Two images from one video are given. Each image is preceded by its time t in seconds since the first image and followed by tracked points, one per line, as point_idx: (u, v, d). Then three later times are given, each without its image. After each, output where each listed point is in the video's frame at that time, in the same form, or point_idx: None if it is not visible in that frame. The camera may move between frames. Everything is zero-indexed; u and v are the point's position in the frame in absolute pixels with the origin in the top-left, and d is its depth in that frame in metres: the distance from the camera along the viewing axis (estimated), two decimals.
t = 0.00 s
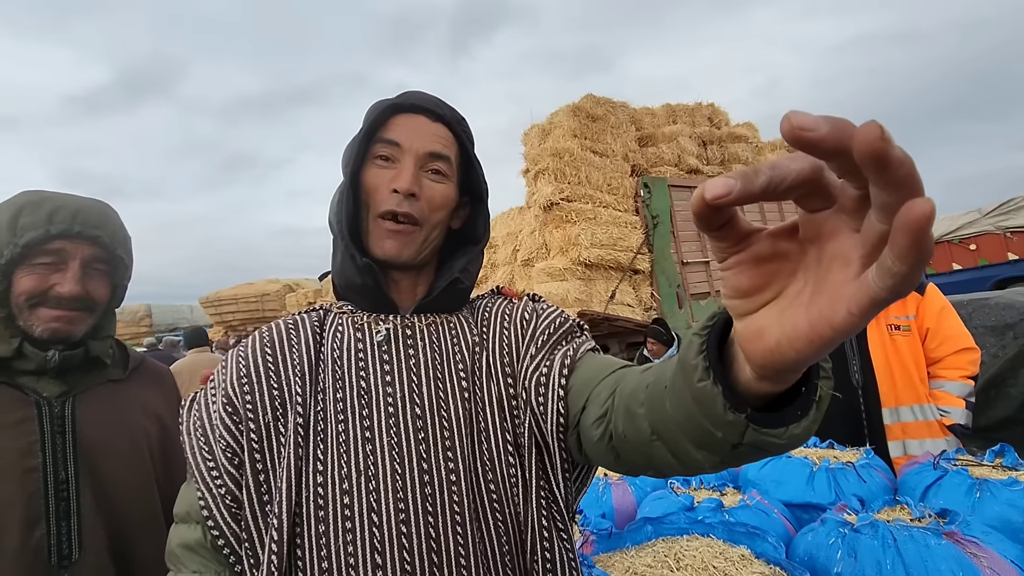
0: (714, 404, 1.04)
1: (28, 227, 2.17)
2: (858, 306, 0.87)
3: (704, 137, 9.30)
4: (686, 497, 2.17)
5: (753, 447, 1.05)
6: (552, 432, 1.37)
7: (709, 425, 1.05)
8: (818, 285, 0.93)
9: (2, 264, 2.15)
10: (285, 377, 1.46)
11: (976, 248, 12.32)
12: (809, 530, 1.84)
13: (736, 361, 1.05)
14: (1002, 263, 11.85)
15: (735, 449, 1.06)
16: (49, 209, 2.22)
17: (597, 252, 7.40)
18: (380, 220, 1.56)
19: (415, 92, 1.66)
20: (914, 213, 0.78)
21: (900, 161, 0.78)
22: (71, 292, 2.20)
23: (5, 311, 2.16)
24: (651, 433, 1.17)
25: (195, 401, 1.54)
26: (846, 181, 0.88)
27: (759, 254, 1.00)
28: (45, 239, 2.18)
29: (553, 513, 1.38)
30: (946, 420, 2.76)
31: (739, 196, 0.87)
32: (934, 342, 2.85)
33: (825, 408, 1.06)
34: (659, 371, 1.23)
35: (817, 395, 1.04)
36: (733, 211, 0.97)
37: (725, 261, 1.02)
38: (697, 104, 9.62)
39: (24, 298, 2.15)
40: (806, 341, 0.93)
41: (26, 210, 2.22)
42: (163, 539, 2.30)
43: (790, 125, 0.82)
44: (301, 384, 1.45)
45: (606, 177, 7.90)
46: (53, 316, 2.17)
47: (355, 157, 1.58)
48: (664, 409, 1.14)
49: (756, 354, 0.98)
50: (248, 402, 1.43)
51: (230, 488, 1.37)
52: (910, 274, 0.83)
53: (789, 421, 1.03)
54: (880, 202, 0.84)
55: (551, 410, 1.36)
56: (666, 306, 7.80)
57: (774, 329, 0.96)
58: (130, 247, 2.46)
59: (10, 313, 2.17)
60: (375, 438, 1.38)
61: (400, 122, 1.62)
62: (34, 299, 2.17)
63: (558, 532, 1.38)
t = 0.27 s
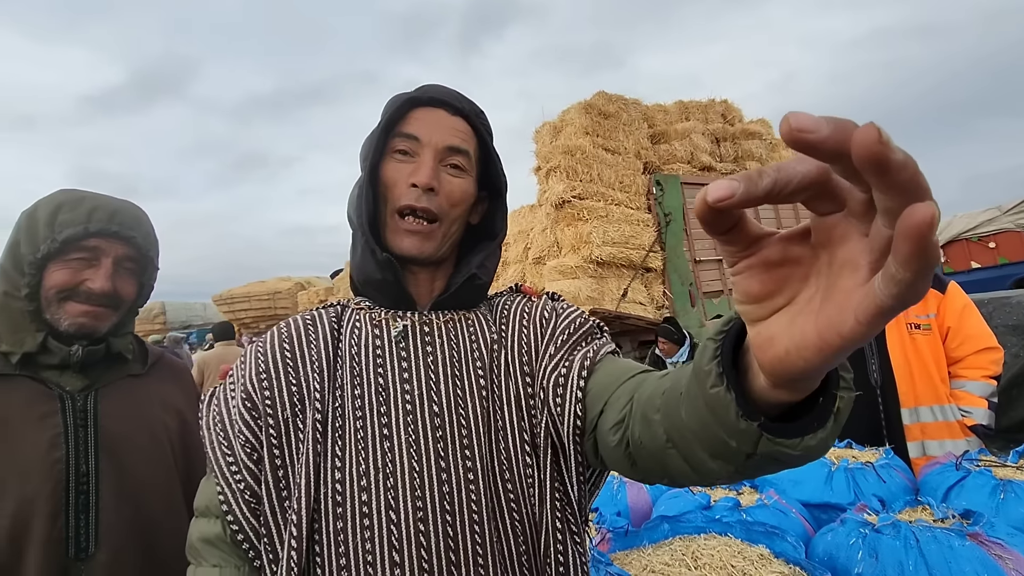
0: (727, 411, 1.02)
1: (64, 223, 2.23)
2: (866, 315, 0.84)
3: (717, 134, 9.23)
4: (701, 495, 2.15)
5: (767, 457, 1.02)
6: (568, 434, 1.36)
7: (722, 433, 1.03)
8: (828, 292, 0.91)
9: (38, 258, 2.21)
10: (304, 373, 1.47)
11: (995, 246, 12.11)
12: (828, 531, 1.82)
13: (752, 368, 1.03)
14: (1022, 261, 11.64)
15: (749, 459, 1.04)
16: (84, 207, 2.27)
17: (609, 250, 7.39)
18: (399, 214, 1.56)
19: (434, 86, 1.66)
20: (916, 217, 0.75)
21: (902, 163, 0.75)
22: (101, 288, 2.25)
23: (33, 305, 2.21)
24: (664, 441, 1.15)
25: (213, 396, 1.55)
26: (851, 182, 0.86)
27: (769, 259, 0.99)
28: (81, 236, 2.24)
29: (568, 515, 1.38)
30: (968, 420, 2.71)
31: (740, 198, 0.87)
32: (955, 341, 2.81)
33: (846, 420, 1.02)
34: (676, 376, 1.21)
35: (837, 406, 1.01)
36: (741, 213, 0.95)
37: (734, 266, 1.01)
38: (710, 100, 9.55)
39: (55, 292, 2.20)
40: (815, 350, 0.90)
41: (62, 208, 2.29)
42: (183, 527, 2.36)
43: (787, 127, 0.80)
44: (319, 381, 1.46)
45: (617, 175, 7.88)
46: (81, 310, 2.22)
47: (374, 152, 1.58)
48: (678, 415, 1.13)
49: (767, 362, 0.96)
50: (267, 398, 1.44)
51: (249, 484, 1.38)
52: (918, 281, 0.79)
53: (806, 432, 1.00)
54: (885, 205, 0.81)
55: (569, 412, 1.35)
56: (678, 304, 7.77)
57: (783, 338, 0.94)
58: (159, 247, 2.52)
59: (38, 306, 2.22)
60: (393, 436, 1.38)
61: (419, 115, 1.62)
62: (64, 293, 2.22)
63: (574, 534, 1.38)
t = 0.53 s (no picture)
0: (746, 403, 1.00)
1: (86, 220, 2.26)
2: (902, 286, 0.80)
3: (729, 131, 9.17)
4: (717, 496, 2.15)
5: (790, 452, 0.99)
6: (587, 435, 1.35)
7: (742, 427, 1.01)
8: (858, 267, 0.87)
9: (60, 254, 2.24)
10: (322, 369, 1.47)
11: (1012, 245, 11.93)
12: (848, 532, 1.84)
13: (771, 360, 1.01)
14: None
15: (771, 453, 1.01)
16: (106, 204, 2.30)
17: (620, 248, 7.37)
18: (418, 209, 1.56)
19: (457, 80, 1.66)
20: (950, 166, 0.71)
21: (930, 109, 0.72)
22: (121, 285, 2.27)
23: (56, 301, 2.24)
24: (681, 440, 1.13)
25: (231, 391, 1.56)
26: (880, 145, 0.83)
27: (798, 235, 0.95)
28: (103, 234, 2.27)
29: (587, 516, 1.37)
30: (988, 421, 2.66)
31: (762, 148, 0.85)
32: (976, 341, 2.77)
33: (871, 413, 0.99)
34: (693, 374, 1.19)
35: (862, 398, 0.98)
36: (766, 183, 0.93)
37: (760, 244, 0.98)
38: (721, 97, 9.49)
39: (77, 288, 2.23)
40: (845, 329, 0.87)
41: (85, 205, 2.32)
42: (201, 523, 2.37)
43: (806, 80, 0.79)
44: (336, 377, 1.46)
45: (628, 173, 7.85)
46: (101, 307, 2.23)
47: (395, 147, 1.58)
48: (695, 412, 1.10)
49: (790, 347, 0.93)
50: (285, 393, 1.44)
51: (267, 479, 1.38)
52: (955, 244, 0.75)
53: (830, 424, 0.97)
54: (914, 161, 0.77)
55: (584, 412, 1.35)
56: (689, 303, 7.73)
57: (809, 317, 0.91)
58: (178, 247, 2.55)
59: (60, 302, 2.25)
60: (410, 433, 1.38)
61: (441, 110, 1.61)
62: (85, 290, 2.24)
63: (592, 535, 1.37)
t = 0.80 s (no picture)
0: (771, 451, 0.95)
1: (108, 220, 2.28)
2: (982, 386, 0.73)
3: (739, 129, 9.12)
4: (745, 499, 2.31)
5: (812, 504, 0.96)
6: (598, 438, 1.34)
7: (762, 472, 0.97)
8: (922, 347, 0.79)
9: (82, 253, 2.26)
10: (336, 369, 1.47)
11: None
12: (867, 534, 2.20)
13: (803, 411, 0.95)
14: None
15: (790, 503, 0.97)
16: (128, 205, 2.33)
17: (630, 247, 7.34)
18: (431, 210, 1.56)
19: (472, 76, 1.64)
20: None
21: None
22: (140, 285, 2.28)
23: (77, 300, 2.26)
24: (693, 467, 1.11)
25: (247, 388, 1.57)
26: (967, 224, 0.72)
27: (842, 299, 0.85)
28: (124, 234, 2.29)
29: (598, 523, 1.38)
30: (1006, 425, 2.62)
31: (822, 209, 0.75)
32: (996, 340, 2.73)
33: (902, 472, 0.95)
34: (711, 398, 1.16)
35: (895, 458, 0.93)
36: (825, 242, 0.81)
37: (797, 305, 0.87)
38: (732, 95, 9.44)
39: (99, 287, 2.25)
40: (904, 413, 0.80)
41: (108, 205, 2.35)
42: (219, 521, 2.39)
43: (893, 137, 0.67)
44: (350, 376, 1.46)
45: (639, 171, 7.81)
46: (121, 306, 2.25)
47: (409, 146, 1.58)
48: (710, 444, 1.07)
49: (834, 414, 0.86)
50: (299, 392, 1.44)
51: (282, 478, 1.38)
52: None
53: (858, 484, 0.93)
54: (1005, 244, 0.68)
55: (593, 413, 1.34)
56: (699, 302, 7.71)
57: (863, 390, 0.83)
58: (197, 247, 2.57)
59: (82, 301, 2.27)
60: (422, 434, 1.37)
61: (455, 107, 1.60)
62: (106, 289, 2.27)
63: (602, 541, 1.37)
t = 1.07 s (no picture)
0: (699, 499, 1.13)
1: (129, 219, 2.31)
2: (828, 434, 0.95)
3: (749, 127, 9.08)
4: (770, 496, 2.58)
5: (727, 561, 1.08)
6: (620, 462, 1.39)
7: (694, 524, 1.13)
8: (803, 411, 1.01)
9: (104, 251, 2.29)
10: (345, 369, 1.45)
11: None
12: (882, 536, 2.22)
13: (727, 484, 1.12)
14: None
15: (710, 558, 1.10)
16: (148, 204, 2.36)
17: (639, 246, 7.33)
18: (433, 213, 1.55)
19: (475, 70, 1.61)
20: (858, 361, 0.90)
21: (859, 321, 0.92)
22: (158, 283, 2.30)
23: (97, 297, 2.29)
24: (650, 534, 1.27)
25: (258, 387, 1.55)
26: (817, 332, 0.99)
27: (762, 383, 1.08)
28: (144, 232, 2.32)
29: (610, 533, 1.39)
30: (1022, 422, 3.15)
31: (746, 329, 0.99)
32: (1010, 342, 3.28)
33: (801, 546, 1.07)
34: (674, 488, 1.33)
35: (794, 531, 1.07)
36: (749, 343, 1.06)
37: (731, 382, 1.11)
38: (742, 93, 9.40)
39: (118, 284, 2.28)
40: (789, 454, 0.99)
41: (128, 204, 2.37)
42: (235, 516, 2.42)
43: (783, 280, 0.93)
44: (359, 378, 1.45)
45: (648, 170, 7.79)
46: (139, 303, 2.28)
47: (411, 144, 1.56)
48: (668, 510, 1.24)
49: (745, 471, 1.04)
50: (308, 392, 1.42)
51: (290, 476, 1.37)
52: (869, 405, 0.92)
53: (762, 546, 1.06)
54: (838, 349, 0.95)
55: (632, 457, 1.38)
56: (708, 301, 7.70)
57: (762, 445, 1.03)
58: (214, 246, 2.58)
59: (103, 298, 2.30)
60: (429, 439, 1.38)
61: (458, 104, 1.58)
62: (125, 286, 2.29)
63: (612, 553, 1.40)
